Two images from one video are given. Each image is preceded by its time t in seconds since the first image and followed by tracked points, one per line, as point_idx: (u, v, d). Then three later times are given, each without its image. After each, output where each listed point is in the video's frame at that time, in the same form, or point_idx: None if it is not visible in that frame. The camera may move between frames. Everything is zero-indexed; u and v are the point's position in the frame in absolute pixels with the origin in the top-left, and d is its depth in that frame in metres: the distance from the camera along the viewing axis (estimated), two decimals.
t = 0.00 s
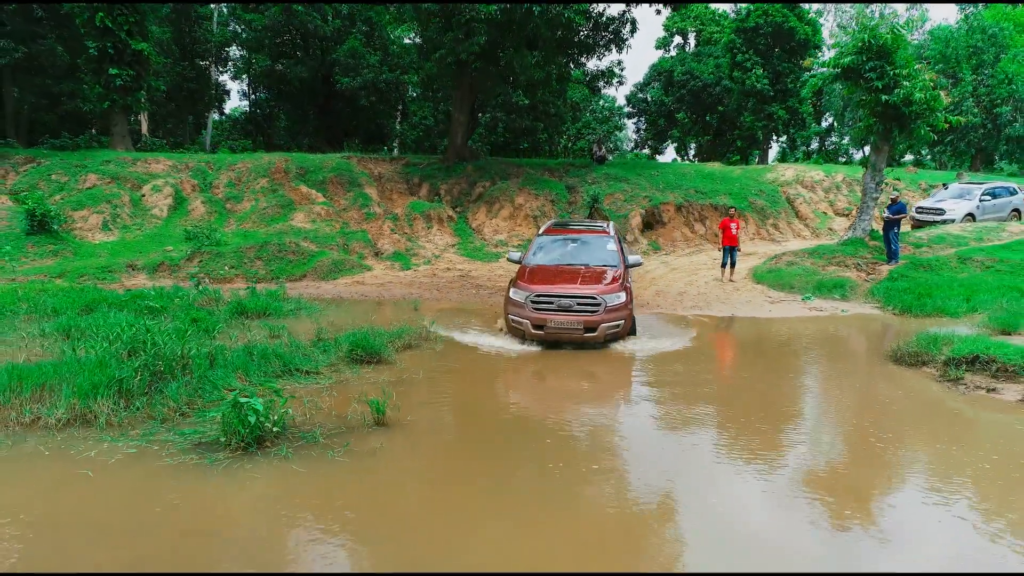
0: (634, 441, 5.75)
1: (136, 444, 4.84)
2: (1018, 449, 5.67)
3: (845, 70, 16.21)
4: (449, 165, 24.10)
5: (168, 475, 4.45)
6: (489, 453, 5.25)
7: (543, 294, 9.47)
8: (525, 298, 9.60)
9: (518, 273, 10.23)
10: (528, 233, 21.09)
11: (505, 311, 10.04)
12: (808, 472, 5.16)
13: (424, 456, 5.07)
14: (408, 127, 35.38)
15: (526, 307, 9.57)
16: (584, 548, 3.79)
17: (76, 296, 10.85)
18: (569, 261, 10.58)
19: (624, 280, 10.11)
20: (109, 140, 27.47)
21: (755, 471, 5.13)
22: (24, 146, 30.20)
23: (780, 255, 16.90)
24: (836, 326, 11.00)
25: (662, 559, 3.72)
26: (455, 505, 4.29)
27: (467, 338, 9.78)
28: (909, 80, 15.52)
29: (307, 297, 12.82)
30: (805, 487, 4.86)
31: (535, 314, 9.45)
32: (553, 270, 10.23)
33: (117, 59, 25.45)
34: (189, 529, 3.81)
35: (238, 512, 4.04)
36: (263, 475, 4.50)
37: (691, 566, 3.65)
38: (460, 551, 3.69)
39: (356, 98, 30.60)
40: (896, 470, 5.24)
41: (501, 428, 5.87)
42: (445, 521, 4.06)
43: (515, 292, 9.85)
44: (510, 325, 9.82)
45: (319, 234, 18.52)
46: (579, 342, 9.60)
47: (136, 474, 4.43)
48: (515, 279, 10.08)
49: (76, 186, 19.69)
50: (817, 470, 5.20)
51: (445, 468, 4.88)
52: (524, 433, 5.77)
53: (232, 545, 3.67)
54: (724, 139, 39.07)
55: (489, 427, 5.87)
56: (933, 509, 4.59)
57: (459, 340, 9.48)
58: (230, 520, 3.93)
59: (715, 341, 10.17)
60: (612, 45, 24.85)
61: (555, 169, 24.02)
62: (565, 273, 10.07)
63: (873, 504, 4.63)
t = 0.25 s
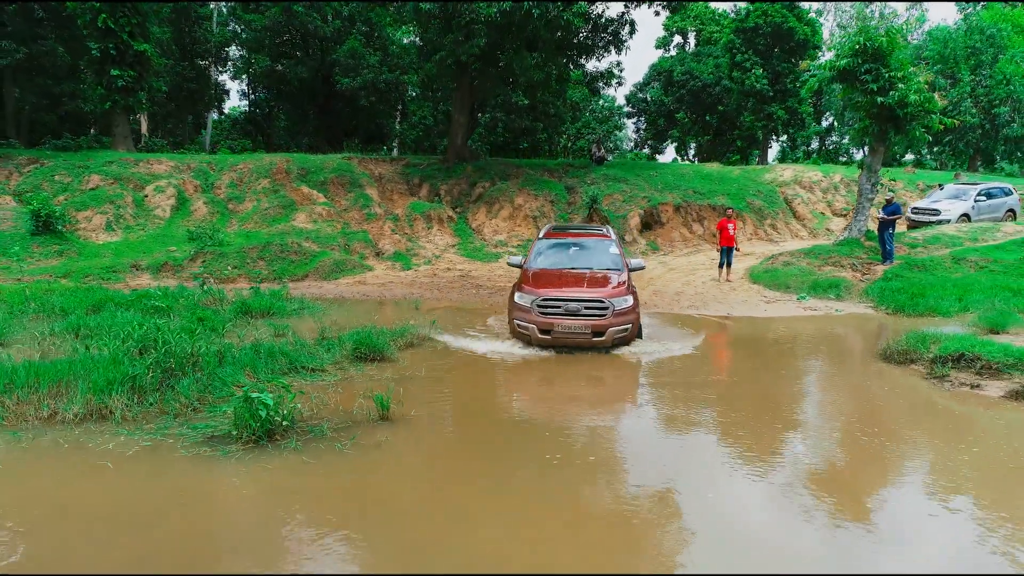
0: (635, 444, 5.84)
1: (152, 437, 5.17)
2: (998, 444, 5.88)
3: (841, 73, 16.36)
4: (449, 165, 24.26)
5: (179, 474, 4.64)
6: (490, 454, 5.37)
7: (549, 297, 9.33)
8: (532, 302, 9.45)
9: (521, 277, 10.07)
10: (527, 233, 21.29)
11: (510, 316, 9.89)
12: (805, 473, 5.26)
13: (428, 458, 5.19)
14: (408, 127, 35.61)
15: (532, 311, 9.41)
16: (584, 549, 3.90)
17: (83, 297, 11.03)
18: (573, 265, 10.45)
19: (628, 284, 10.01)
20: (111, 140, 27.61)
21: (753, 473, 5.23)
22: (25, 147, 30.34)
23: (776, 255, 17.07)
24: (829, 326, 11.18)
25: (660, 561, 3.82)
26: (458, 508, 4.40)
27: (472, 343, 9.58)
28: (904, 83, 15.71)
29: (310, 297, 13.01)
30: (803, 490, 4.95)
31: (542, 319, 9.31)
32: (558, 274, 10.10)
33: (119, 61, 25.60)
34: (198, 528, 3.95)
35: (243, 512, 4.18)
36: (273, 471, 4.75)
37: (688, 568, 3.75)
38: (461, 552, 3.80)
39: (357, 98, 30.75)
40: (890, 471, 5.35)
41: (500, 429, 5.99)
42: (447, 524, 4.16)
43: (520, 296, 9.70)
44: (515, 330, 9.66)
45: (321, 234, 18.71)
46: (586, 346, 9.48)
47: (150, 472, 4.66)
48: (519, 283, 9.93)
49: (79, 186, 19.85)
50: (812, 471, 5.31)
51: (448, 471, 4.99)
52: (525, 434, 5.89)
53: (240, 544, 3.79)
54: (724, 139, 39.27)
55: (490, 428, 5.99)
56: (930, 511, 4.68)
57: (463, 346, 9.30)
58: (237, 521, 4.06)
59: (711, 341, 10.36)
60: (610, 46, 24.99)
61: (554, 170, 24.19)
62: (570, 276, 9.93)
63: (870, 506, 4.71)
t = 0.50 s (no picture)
0: (633, 443, 5.91)
1: (167, 429, 5.49)
2: (975, 433, 6.05)
3: (836, 75, 16.57)
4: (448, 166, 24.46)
5: (190, 470, 4.88)
6: (489, 453, 5.50)
7: (558, 302, 9.18)
8: (539, 306, 9.28)
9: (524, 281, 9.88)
10: (527, 233, 21.52)
11: (513, 320, 9.68)
12: (801, 470, 5.34)
13: (429, 458, 5.33)
14: (408, 127, 35.80)
15: (539, 316, 9.24)
16: (578, 551, 4.00)
17: (89, 296, 11.21)
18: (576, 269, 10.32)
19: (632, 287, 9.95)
20: (113, 141, 27.77)
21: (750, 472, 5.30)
22: (27, 147, 30.48)
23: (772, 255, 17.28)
24: (820, 324, 11.41)
25: (653, 560, 3.91)
26: (457, 508, 4.51)
27: (475, 350, 9.31)
28: (897, 85, 15.95)
29: (312, 297, 13.20)
30: (799, 487, 5.03)
31: (550, 323, 9.13)
32: (562, 278, 9.94)
33: (121, 61, 25.75)
34: (208, 524, 4.14)
35: (250, 509, 4.37)
36: (281, 466, 5.02)
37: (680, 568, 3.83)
38: (458, 553, 3.91)
39: (357, 99, 30.93)
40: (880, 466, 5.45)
41: (499, 427, 6.13)
42: (446, 525, 4.27)
43: (525, 300, 9.50)
44: (520, 335, 9.45)
45: (323, 235, 18.92)
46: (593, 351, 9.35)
47: (164, 467, 4.92)
48: (523, 287, 9.74)
49: (83, 188, 20.03)
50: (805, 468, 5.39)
51: (448, 471, 5.11)
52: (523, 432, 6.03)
53: (246, 541, 3.95)
54: (724, 139, 39.49)
55: (490, 427, 6.11)
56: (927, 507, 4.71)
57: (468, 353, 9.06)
58: (247, 516, 4.24)
59: (706, 339, 10.59)
60: (609, 48, 25.17)
61: (553, 170, 24.41)
62: (575, 280, 9.79)
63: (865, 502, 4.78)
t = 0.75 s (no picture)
0: (622, 443, 5.97)
1: (163, 424, 5.85)
2: (945, 426, 6.28)
3: (818, 78, 16.85)
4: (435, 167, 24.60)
5: (186, 466, 5.07)
6: (479, 453, 5.57)
7: (554, 305, 8.94)
8: (534, 310, 9.02)
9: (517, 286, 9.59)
10: (514, 233, 21.71)
11: (506, 323, 9.41)
12: (786, 468, 5.42)
13: (421, 460, 5.38)
14: (395, 127, 35.88)
15: (535, 320, 8.98)
16: (569, 548, 4.06)
17: (77, 297, 11.28)
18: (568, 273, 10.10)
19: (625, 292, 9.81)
20: (98, 141, 27.67)
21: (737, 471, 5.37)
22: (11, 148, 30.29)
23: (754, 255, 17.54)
24: (800, 322, 11.67)
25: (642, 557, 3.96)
26: (449, 508, 4.56)
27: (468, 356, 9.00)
28: (877, 88, 16.26)
29: (300, 296, 13.33)
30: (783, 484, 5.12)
31: (546, 327, 8.89)
32: (555, 282, 9.73)
33: (107, 61, 25.67)
34: (205, 519, 4.27)
35: (243, 506, 4.47)
36: (275, 459, 5.24)
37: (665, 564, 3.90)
38: (451, 551, 3.97)
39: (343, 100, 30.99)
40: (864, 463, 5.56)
41: (488, 428, 6.18)
42: (438, 524, 4.32)
43: (519, 304, 9.23)
44: (514, 338, 9.18)
45: (311, 235, 19.02)
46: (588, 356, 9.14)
47: (162, 460, 5.15)
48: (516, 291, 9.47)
49: (69, 188, 20.01)
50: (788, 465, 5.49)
51: (440, 472, 5.17)
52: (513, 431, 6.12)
53: (240, 537, 4.08)
54: (710, 138, 39.79)
55: (481, 428, 6.17)
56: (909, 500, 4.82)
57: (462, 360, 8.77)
58: (242, 510, 4.41)
59: (688, 337, 10.83)
60: (596, 49, 25.36)
61: (539, 171, 24.60)
62: (568, 284, 9.58)
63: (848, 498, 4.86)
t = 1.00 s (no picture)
0: (590, 441, 6.08)
1: (138, 420, 6.14)
2: (886, 414, 6.68)
3: (774, 82, 17.51)
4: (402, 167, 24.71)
5: (163, 463, 5.28)
6: (449, 454, 5.66)
7: (534, 310, 8.70)
8: (513, 316, 8.75)
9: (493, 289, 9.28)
10: (480, 233, 21.95)
11: (482, 329, 9.09)
12: (748, 463, 5.59)
13: (393, 462, 5.45)
14: (361, 127, 35.85)
15: (514, 325, 8.70)
16: (541, 546, 4.17)
17: (42, 298, 11.24)
18: (542, 277, 9.85)
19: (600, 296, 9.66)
20: (58, 141, 27.23)
21: (702, 466, 5.51)
22: None
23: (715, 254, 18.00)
24: (756, 319, 12.10)
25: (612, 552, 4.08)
26: (423, 509, 4.65)
27: (445, 361, 8.71)
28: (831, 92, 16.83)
29: (268, 297, 13.41)
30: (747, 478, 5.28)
31: (525, 333, 8.64)
32: (532, 286, 9.46)
33: (67, 60, 25.30)
34: (182, 516, 4.43)
35: (218, 507, 4.59)
36: (249, 454, 5.51)
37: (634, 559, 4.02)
38: (426, 550, 4.06)
39: (309, 100, 30.92)
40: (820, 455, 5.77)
41: (457, 428, 6.27)
42: (413, 525, 4.40)
43: (497, 309, 8.92)
44: (491, 344, 8.88)
45: (277, 235, 19.04)
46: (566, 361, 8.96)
47: (140, 458, 5.39)
48: (492, 295, 9.16)
49: (29, 189, 19.75)
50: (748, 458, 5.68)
51: (412, 474, 5.24)
52: (481, 429, 6.26)
53: (216, 530, 4.27)
54: (674, 139, 40.38)
55: (449, 429, 6.25)
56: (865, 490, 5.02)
57: (438, 366, 8.49)
58: (218, 505, 4.61)
59: (649, 333, 11.20)
60: (560, 51, 25.67)
61: (506, 171, 24.86)
62: (546, 289, 9.34)
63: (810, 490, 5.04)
